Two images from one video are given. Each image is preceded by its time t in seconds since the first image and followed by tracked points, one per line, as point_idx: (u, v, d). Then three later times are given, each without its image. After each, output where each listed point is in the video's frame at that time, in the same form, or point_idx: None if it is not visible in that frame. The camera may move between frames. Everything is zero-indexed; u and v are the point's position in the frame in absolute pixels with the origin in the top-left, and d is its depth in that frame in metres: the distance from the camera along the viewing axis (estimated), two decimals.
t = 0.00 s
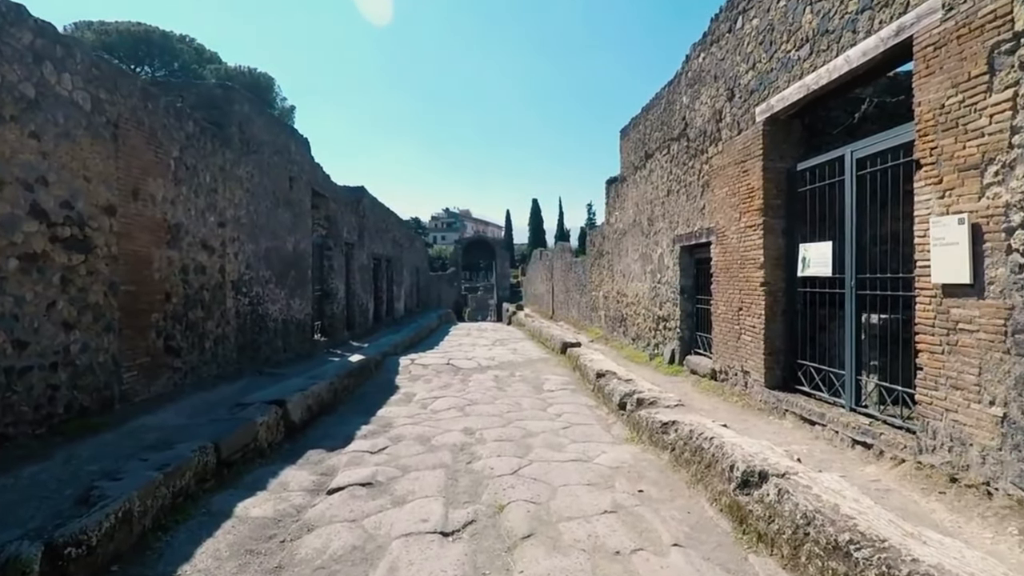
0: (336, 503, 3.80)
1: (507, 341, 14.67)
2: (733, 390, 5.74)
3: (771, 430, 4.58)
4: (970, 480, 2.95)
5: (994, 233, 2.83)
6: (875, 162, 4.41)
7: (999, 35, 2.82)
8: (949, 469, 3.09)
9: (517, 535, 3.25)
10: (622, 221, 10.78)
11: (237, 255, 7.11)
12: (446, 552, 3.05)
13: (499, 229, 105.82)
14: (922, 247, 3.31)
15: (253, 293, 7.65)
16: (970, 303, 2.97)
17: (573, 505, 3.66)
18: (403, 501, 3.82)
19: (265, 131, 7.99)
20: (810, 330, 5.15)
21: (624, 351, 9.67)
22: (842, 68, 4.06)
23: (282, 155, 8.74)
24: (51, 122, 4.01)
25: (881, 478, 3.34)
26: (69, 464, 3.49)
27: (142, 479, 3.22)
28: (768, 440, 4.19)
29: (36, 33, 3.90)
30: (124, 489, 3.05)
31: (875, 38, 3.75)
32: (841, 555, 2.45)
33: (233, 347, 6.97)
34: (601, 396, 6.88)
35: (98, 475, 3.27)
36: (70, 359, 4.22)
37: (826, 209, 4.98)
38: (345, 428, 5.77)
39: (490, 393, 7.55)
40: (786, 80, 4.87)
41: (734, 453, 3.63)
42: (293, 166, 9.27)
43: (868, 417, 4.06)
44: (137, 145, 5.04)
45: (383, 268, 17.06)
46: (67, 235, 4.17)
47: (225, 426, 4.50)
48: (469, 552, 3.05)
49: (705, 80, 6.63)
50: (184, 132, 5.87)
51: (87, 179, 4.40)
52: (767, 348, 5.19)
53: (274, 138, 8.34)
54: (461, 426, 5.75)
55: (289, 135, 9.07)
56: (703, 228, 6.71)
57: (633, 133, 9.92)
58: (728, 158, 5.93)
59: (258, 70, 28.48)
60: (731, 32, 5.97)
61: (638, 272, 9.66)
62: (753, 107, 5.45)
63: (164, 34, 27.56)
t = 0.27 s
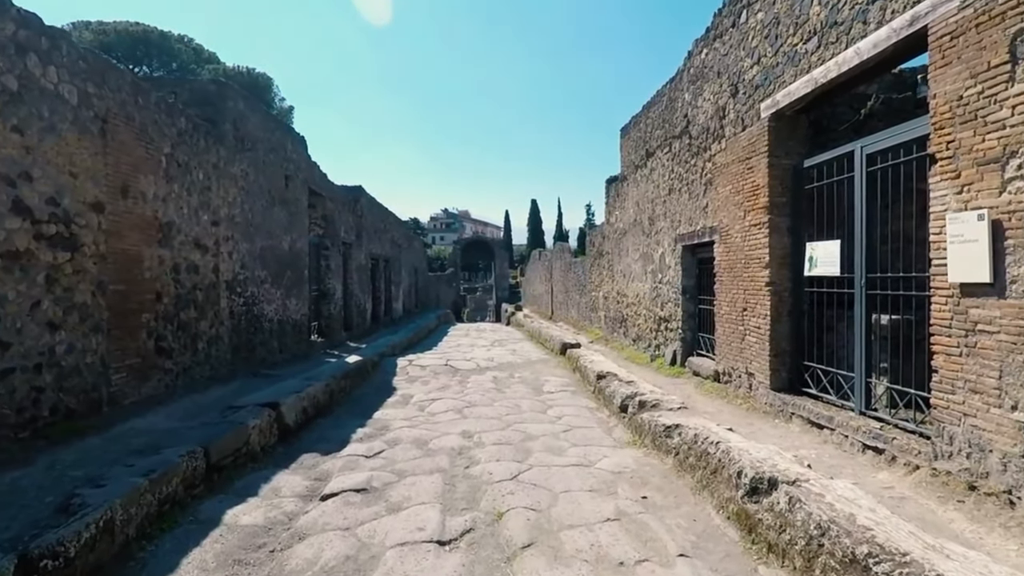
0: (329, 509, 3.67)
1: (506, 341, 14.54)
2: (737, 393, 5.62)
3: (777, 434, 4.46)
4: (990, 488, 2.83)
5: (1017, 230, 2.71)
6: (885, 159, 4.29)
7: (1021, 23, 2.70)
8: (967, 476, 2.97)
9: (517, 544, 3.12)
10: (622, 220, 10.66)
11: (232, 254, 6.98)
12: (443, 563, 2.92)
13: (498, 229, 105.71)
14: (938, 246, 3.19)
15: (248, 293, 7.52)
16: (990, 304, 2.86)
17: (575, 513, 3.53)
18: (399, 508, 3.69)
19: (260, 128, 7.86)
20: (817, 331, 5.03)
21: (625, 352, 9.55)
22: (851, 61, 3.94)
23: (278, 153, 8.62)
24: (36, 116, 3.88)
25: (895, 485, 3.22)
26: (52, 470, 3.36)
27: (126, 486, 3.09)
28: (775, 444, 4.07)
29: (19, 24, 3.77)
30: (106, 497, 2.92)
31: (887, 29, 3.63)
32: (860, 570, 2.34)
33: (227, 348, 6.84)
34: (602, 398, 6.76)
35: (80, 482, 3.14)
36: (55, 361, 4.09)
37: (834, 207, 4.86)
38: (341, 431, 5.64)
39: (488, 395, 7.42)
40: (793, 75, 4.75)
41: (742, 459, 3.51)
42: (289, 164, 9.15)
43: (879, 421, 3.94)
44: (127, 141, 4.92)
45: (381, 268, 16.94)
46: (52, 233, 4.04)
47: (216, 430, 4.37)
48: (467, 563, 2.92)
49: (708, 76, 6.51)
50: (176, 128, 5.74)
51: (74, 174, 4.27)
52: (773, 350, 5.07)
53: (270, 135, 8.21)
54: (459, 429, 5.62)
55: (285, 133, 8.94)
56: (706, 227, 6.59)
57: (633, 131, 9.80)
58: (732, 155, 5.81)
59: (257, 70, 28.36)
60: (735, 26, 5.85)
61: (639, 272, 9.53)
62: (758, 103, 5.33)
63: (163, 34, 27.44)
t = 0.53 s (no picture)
0: (322, 518, 3.54)
1: (505, 341, 14.41)
2: (742, 395, 5.51)
3: (785, 438, 4.34)
4: (1011, 499, 2.72)
5: None
6: (896, 156, 4.17)
7: None
8: (987, 486, 2.86)
9: (517, 556, 3.00)
10: (623, 219, 10.53)
11: (226, 253, 6.86)
12: None
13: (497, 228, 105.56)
14: (955, 245, 3.08)
15: (243, 293, 7.39)
16: (1012, 306, 2.75)
17: (577, 522, 3.41)
18: (394, 516, 3.56)
19: (255, 126, 7.74)
20: (824, 332, 4.92)
21: (626, 352, 9.42)
22: (863, 54, 3.84)
23: (274, 151, 8.49)
24: (19, 112, 3.76)
25: (910, 494, 3.10)
26: (34, 479, 3.24)
27: (110, 496, 2.97)
28: (783, 450, 3.95)
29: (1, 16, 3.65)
30: (88, 508, 2.80)
31: (901, 20, 3.53)
32: None
33: (221, 349, 6.72)
34: (603, 400, 6.63)
35: (62, 492, 3.02)
36: (40, 364, 3.97)
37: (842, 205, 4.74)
38: (336, 434, 5.51)
39: (487, 396, 7.30)
40: (800, 69, 4.64)
41: (750, 466, 3.39)
42: (286, 162, 9.02)
43: (890, 426, 3.83)
44: (116, 138, 4.79)
45: (379, 267, 16.81)
46: (37, 232, 3.91)
47: (207, 434, 4.25)
48: None
49: (711, 72, 6.39)
50: (168, 125, 5.62)
51: (60, 172, 4.14)
52: (779, 352, 4.95)
53: (265, 133, 8.08)
54: (457, 432, 5.50)
55: (281, 130, 8.81)
56: (709, 225, 6.47)
57: (634, 128, 9.67)
58: (736, 153, 5.69)
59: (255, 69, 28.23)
60: (739, 21, 5.73)
61: (640, 272, 9.40)
62: (764, 98, 5.21)
63: (160, 33, 27.31)
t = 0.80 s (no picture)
0: (316, 527, 3.41)
1: (504, 341, 14.29)
2: (747, 397, 5.39)
3: (793, 443, 4.22)
4: None
5: None
6: (907, 152, 4.06)
7: None
8: (1008, 496, 2.74)
9: (518, 568, 2.87)
10: (624, 217, 10.40)
11: (221, 252, 6.73)
12: None
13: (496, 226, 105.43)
14: (973, 245, 2.96)
15: (238, 293, 7.27)
16: None
17: (580, 531, 3.29)
18: (390, 525, 3.44)
19: (251, 123, 7.61)
20: (832, 334, 4.80)
21: (627, 352, 9.30)
22: (875, 46, 3.72)
23: (270, 148, 8.36)
24: (2, 106, 3.63)
25: (926, 503, 2.98)
26: (15, 487, 3.11)
27: (92, 506, 2.85)
28: (792, 455, 3.84)
29: None
30: (68, 520, 2.67)
31: (915, 11, 3.41)
32: None
33: (215, 350, 6.59)
34: (605, 402, 6.51)
35: (42, 502, 2.89)
36: (24, 367, 3.84)
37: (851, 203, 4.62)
38: (332, 438, 5.39)
39: (486, 398, 7.17)
40: (808, 64, 4.51)
41: (759, 474, 3.27)
42: (282, 159, 8.89)
43: (902, 431, 3.71)
44: (105, 134, 4.66)
45: (378, 266, 16.68)
46: (20, 231, 3.79)
47: (198, 439, 4.13)
48: None
49: (715, 67, 6.26)
50: (160, 121, 5.49)
51: (45, 169, 4.02)
52: (785, 354, 4.83)
53: (261, 130, 7.95)
54: (455, 436, 5.37)
55: (277, 127, 8.68)
56: (713, 224, 6.35)
57: (636, 126, 9.55)
58: (741, 149, 5.57)
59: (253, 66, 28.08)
60: (744, 15, 5.61)
61: (641, 271, 9.28)
62: (769, 94, 5.09)
63: (158, 30, 27.16)
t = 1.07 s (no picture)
0: (308, 534, 3.28)
1: (504, 341, 14.16)
2: (752, 399, 5.27)
3: (801, 446, 4.10)
4: None
5: None
6: (920, 147, 3.93)
7: None
8: None
9: None
10: (625, 216, 10.28)
11: (215, 250, 6.60)
12: None
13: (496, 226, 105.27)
14: (995, 241, 2.84)
15: (233, 292, 7.14)
16: None
17: (583, 538, 3.16)
18: (386, 532, 3.31)
19: (246, 118, 7.48)
20: (841, 334, 4.68)
21: (628, 353, 9.18)
22: (888, 36, 3.60)
23: (266, 145, 8.23)
24: None
25: (945, 511, 2.86)
26: None
27: (72, 513, 2.72)
28: (801, 459, 3.72)
29: None
30: (46, 528, 2.55)
31: None
32: None
33: (209, 350, 6.46)
34: (606, 403, 6.39)
35: (21, 509, 2.77)
36: (8, 368, 3.71)
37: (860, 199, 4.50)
38: (327, 440, 5.26)
39: (486, 399, 7.05)
40: (817, 56, 4.39)
41: (769, 479, 3.14)
42: (278, 157, 8.76)
43: (916, 434, 3.60)
44: (94, 128, 4.53)
45: (376, 266, 16.55)
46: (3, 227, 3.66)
47: (188, 442, 4.00)
48: None
49: (719, 62, 6.14)
50: (152, 115, 5.36)
51: (30, 163, 3.89)
52: (792, 354, 4.72)
53: (256, 126, 7.83)
54: (454, 438, 5.25)
55: (273, 124, 8.55)
56: (716, 222, 6.23)
57: (637, 123, 9.43)
58: (746, 145, 5.44)
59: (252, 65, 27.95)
60: (749, 7, 5.48)
61: (643, 270, 9.15)
62: (776, 88, 4.97)
63: (157, 29, 27.02)
